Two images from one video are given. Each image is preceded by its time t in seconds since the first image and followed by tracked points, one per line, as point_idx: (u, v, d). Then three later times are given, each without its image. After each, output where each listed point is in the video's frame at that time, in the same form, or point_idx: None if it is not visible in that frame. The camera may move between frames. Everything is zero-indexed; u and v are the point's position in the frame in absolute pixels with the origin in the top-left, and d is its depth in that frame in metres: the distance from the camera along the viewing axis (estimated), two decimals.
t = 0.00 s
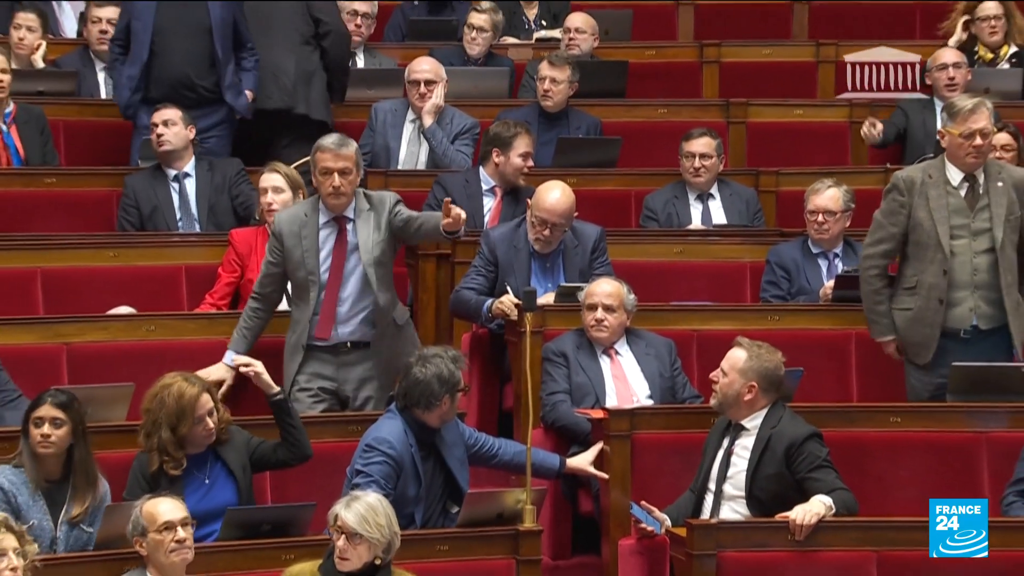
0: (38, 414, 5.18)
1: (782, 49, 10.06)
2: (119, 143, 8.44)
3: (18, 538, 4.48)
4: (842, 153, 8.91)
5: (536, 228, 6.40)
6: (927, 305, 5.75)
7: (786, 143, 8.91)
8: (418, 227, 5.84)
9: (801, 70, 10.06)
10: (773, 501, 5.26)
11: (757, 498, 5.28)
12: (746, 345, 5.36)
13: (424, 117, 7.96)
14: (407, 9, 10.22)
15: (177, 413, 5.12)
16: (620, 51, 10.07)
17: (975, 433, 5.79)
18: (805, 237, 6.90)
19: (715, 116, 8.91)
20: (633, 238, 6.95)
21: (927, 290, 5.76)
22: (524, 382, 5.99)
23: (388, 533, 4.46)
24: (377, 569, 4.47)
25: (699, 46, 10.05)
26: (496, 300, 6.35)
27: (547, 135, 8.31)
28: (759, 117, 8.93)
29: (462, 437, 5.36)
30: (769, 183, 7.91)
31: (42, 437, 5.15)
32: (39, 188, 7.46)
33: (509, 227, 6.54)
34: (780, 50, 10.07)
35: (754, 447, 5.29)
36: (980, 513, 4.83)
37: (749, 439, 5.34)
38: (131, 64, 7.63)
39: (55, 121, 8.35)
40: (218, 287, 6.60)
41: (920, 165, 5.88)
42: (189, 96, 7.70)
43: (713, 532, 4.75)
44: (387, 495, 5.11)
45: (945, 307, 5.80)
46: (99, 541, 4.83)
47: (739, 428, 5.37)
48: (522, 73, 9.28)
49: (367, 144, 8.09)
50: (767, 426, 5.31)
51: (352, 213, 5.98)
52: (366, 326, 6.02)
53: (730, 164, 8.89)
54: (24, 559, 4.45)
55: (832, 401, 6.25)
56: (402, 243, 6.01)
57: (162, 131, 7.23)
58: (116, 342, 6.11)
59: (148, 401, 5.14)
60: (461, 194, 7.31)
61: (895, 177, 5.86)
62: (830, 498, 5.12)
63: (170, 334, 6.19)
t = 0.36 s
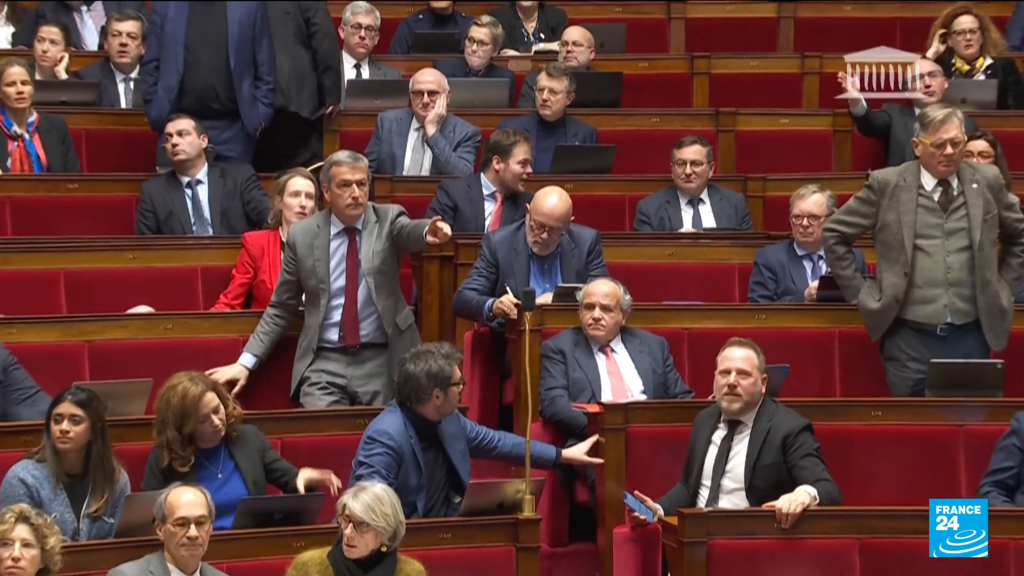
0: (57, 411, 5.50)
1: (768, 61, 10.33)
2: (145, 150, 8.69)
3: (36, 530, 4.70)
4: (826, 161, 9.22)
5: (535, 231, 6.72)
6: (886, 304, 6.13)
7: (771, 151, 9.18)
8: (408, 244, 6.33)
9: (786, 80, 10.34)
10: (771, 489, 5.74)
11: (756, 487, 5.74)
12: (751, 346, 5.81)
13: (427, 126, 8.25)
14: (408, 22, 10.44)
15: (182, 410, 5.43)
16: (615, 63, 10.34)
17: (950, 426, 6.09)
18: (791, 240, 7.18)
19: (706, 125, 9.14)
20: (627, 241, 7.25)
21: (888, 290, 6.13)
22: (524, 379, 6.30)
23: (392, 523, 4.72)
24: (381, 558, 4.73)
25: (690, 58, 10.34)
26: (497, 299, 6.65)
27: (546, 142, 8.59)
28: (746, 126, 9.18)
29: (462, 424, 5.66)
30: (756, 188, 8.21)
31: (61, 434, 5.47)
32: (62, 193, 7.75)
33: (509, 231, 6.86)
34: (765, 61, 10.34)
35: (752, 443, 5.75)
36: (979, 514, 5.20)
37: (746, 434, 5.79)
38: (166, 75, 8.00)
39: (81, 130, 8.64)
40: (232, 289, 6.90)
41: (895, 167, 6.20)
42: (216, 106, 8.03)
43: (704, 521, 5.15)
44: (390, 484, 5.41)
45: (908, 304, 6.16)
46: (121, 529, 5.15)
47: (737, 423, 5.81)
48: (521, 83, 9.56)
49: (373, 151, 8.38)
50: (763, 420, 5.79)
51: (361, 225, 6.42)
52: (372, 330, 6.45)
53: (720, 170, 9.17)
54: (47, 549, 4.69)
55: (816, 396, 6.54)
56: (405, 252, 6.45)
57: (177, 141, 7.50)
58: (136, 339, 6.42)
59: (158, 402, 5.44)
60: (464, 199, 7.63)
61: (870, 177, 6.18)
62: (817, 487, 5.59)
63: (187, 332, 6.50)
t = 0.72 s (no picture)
0: (77, 406, 5.82)
1: (756, 72, 10.63)
2: (161, 158, 9.04)
3: (60, 521, 4.94)
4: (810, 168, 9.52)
5: (534, 234, 7.04)
6: (866, 302, 6.45)
7: (759, 158, 9.48)
8: (407, 256, 6.67)
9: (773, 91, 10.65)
10: (760, 480, 6.05)
11: (747, 478, 6.06)
12: (743, 342, 6.13)
13: (431, 134, 8.57)
14: (412, 36, 10.67)
15: (193, 406, 5.74)
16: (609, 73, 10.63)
17: (929, 419, 6.39)
18: (778, 242, 7.46)
19: (696, 133, 9.46)
20: (622, 243, 7.57)
21: (867, 289, 6.45)
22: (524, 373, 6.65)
23: (396, 513, 4.99)
24: (387, 546, 5.02)
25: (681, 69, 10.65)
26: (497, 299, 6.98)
27: (543, 149, 8.89)
28: (735, 134, 9.49)
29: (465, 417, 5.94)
30: (745, 193, 8.48)
31: (78, 427, 5.79)
32: (84, 199, 8.05)
33: (509, 233, 7.17)
34: (754, 72, 10.65)
35: (742, 438, 6.06)
36: (980, 515, 5.50)
37: (736, 427, 6.10)
38: (183, 85, 8.57)
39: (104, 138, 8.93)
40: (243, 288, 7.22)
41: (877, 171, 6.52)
42: (227, 116, 8.66)
43: (694, 510, 5.47)
44: (395, 474, 5.73)
45: (887, 302, 6.47)
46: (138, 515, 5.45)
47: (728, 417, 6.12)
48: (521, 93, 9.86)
49: (379, 158, 8.66)
50: (754, 414, 6.10)
51: (368, 227, 6.77)
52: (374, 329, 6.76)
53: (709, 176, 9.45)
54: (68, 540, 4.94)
55: (801, 391, 6.84)
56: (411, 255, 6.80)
57: (196, 148, 7.80)
58: (153, 337, 6.73)
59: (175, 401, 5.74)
60: (465, 203, 7.95)
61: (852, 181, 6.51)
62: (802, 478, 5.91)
63: (202, 330, 6.81)
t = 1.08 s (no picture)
0: (96, 400, 6.13)
1: (745, 82, 10.95)
2: (178, 164, 9.38)
3: (82, 510, 5.25)
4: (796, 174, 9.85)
5: (533, 236, 7.36)
6: (851, 302, 6.77)
7: (747, 165, 9.80)
8: (394, 262, 6.92)
9: (759, 99, 10.96)
10: (748, 471, 6.36)
11: (735, 470, 6.37)
12: (733, 341, 6.45)
13: (434, 142, 8.86)
14: (416, 48, 10.97)
15: (200, 398, 6.00)
16: (603, 84, 10.93)
17: (910, 414, 6.71)
18: (766, 245, 7.78)
19: (686, 140, 9.75)
20: (616, 246, 7.90)
21: (853, 289, 6.77)
22: (523, 370, 6.99)
23: (396, 504, 5.24)
24: (387, 535, 5.27)
25: (673, 80, 10.96)
26: (497, 299, 7.31)
27: (542, 156, 9.20)
28: (724, 142, 9.78)
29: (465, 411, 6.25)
30: (734, 198, 8.80)
31: (98, 420, 6.09)
32: (105, 203, 8.35)
33: (509, 237, 7.51)
34: (742, 83, 10.97)
35: (731, 431, 6.38)
36: (978, 513, 5.86)
37: (725, 421, 6.42)
38: (195, 99, 8.82)
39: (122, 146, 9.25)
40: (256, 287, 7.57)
41: (859, 177, 6.84)
42: (238, 125, 8.91)
43: (686, 500, 5.83)
44: (398, 466, 6.04)
45: (871, 301, 6.79)
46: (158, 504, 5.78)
47: (719, 411, 6.43)
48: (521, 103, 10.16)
49: (386, 164, 9.01)
50: (742, 408, 6.41)
51: (370, 228, 7.08)
52: (373, 326, 7.06)
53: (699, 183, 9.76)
54: (89, 528, 5.26)
55: (787, 386, 7.17)
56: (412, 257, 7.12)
57: (211, 157, 8.11)
58: (171, 335, 7.06)
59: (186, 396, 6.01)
60: (466, 206, 8.27)
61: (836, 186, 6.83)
62: (788, 470, 6.22)
63: (215, 329, 7.13)
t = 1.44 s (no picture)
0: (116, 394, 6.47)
1: (734, 91, 11.28)
2: (195, 169, 9.69)
3: (98, 500, 5.56)
4: (783, 179, 10.15)
5: (531, 239, 7.69)
6: (839, 302, 7.10)
7: (737, 171, 10.11)
8: (395, 264, 7.25)
9: (747, 109, 11.29)
10: (736, 464, 6.70)
11: (724, 462, 6.71)
12: (720, 338, 6.74)
13: (438, 149, 9.17)
14: (420, 59, 11.32)
15: (231, 387, 6.37)
16: (598, 94, 11.24)
17: (891, 408, 7.06)
18: (755, 247, 8.09)
19: (679, 147, 10.07)
20: (610, 248, 8.23)
21: (839, 289, 7.10)
22: (523, 366, 7.30)
23: (384, 499, 5.59)
24: (379, 527, 5.64)
25: (665, 90, 11.30)
26: (498, 298, 7.62)
27: (541, 162, 9.52)
28: (716, 149, 10.07)
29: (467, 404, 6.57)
30: (723, 203, 9.11)
31: (117, 414, 6.45)
32: (123, 207, 8.68)
33: (509, 239, 7.86)
34: (732, 92, 11.29)
35: (720, 426, 6.70)
36: (980, 516, 6.32)
37: (715, 416, 6.74)
38: (208, 109, 9.12)
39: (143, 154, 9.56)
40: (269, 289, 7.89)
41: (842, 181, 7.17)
42: (251, 133, 9.22)
43: (678, 490, 6.23)
44: (398, 458, 6.36)
45: (860, 299, 7.12)
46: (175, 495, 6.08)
47: (708, 406, 6.76)
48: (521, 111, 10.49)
49: (391, 171, 9.34)
50: (731, 404, 6.74)
51: (375, 231, 7.41)
52: (379, 324, 7.38)
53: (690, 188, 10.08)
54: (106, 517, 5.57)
55: (773, 381, 7.50)
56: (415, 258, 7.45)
57: (227, 164, 8.46)
58: (186, 334, 7.40)
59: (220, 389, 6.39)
60: (466, 210, 8.61)
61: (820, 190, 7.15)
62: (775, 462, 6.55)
63: (228, 327, 7.47)
